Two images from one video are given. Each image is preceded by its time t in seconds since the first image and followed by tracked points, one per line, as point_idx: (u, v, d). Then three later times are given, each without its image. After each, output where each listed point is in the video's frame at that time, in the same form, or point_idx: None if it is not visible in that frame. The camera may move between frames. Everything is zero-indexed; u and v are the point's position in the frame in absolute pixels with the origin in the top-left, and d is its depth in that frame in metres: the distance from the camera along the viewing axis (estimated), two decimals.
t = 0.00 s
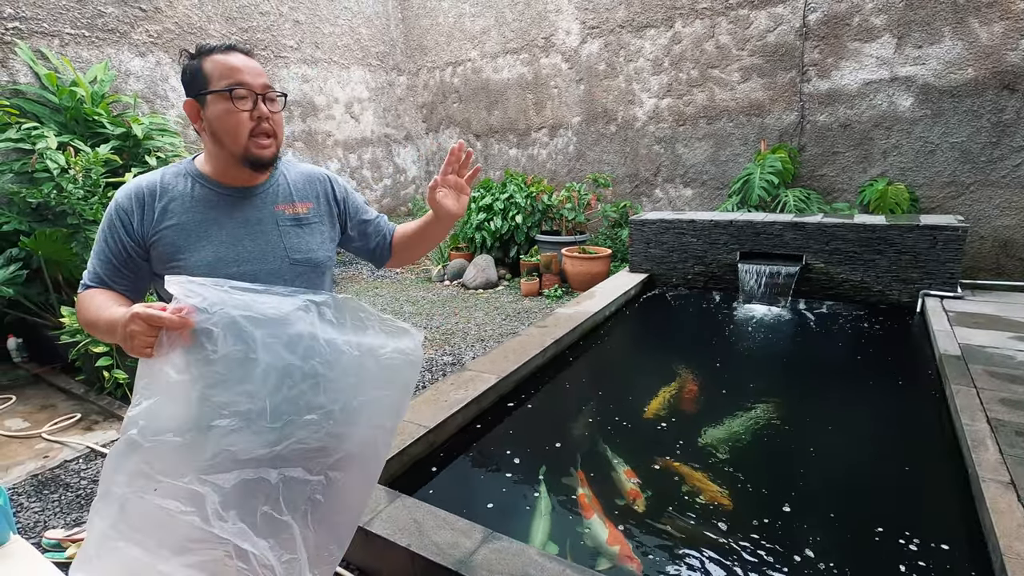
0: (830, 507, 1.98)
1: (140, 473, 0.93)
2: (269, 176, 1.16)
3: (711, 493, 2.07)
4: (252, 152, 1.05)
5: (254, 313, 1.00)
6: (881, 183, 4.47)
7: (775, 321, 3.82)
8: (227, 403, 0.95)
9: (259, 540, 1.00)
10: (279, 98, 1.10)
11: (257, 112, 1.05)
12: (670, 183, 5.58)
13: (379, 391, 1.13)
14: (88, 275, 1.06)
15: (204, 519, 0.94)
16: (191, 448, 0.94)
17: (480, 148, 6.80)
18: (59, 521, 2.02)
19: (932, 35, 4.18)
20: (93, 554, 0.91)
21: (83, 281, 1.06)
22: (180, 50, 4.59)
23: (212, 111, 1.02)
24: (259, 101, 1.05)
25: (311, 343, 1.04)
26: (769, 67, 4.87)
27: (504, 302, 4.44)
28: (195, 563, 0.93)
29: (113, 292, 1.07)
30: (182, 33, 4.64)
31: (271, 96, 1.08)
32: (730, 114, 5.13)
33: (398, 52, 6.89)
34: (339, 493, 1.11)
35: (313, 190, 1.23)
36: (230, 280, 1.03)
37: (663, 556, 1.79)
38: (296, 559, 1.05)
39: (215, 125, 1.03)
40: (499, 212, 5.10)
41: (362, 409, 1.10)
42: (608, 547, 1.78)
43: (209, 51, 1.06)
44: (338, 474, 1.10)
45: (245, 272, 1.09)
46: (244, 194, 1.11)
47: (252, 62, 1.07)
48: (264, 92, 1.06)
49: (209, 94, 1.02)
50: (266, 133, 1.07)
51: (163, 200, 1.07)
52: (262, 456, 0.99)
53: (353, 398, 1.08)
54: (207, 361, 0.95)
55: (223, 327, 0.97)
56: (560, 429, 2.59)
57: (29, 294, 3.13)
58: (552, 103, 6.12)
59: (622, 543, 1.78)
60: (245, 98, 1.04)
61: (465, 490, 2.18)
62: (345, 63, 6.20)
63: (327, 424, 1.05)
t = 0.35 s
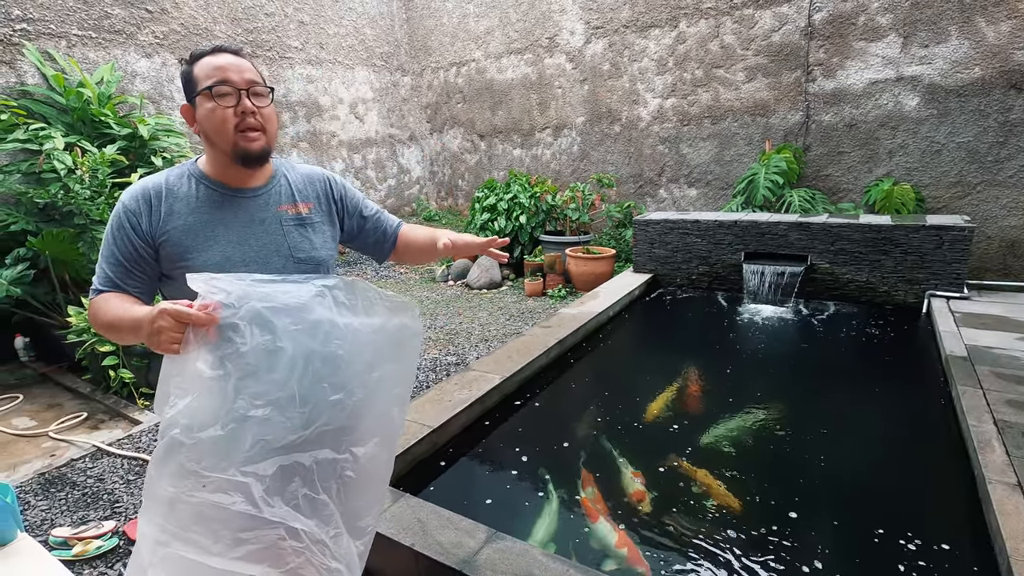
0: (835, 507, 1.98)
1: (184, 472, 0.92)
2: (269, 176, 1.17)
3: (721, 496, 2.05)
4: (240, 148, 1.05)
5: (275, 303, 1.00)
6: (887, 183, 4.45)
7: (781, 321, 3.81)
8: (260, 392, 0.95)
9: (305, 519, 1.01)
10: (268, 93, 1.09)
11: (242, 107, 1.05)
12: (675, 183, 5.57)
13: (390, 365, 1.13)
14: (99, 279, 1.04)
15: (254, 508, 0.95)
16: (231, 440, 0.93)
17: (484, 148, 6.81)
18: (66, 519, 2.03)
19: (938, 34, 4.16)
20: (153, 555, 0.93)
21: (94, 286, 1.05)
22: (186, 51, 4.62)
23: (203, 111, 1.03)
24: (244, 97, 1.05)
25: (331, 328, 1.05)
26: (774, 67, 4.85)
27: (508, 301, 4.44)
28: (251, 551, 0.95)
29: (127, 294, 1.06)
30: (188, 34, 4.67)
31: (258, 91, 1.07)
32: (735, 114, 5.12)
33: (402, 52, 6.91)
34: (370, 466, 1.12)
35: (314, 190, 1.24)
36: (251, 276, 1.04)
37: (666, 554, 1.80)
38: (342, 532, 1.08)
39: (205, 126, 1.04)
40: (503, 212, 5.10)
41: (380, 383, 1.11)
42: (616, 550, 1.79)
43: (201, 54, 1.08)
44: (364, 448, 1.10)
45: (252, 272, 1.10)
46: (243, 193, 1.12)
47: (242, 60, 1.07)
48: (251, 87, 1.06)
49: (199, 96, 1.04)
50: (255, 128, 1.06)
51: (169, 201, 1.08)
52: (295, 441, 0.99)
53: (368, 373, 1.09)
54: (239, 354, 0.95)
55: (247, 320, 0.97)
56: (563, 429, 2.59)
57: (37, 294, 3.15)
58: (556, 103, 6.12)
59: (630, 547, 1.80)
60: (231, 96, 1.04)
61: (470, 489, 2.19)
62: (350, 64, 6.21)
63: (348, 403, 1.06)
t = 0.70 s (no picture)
0: (837, 508, 1.98)
1: (177, 478, 0.93)
2: (267, 177, 1.16)
3: (727, 498, 2.05)
4: (232, 150, 1.04)
5: (270, 308, 1.01)
6: (886, 183, 4.45)
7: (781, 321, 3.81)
8: (255, 398, 0.96)
9: (299, 527, 1.01)
10: (260, 93, 1.08)
11: (233, 109, 1.03)
12: (675, 183, 5.56)
13: (386, 371, 1.12)
14: (99, 280, 1.04)
15: (247, 515, 0.95)
16: (223, 445, 0.94)
17: (483, 148, 6.82)
18: (65, 519, 2.03)
19: (938, 34, 4.16)
20: (143, 566, 0.92)
21: (94, 286, 1.05)
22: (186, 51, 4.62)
23: (196, 116, 1.03)
24: (235, 98, 1.04)
25: (324, 334, 1.05)
26: (774, 67, 4.85)
27: (508, 302, 4.44)
28: (245, 560, 0.95)
29: (126, 295, 1.05)
30: (187, 34, 4.67)
31: (249, 91, 1.06)
32: (734, 114, 5.12)
33: (402, 52, 6.91)
34: (366, 474, 1.10)
35: (312, 190, 1.23)
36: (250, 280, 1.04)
37: (667, 554, 1.80)
38: (339, 540, 1.06)
39: (198, 129, 1.04)
40: (503, 212, 5.10)
41: (374, 389, 1.10)
42: (621, 552, 1.77)
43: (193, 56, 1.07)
44: (359, 456, 1.09)
45: (250, 273, 1.10)
46: (241, 194, 1.12)
47: (232, 60, 1.06)
48: (241, 87, 1.05)
49: (192, 99, 1.03)
50: (247, 129, 1.05)
51: (168, 201, 1.07)
52: (289, 448, 0.99)
53: (361, 380, 1.08)
54: (234, 359, 0.96)
55: (243, 325, 0.98)
56: (564, 429, 2.59)
57: (36, 294, 3.15)
58: (556, 103, 6.12)
59: (635, 549, 1.78)
60: (222, 97, 1.03)
61: (469, 489, 2.19)
62: (350, 64, 6.22)
63: (342, 409, 1.06)
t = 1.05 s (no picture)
0: (841, 509, 1.98)
1: (162, 471, 0.93)
2: (266, 172, 1.15)
3: (736, 502, 2.02)
4: (225, 143, 1.04)
5: (258, 303, 1.01)
6: (894, 184, 4.42)
7: (785, 322, 3.79)
8: (243, 394, 0.97)
9: (285, 526, 1.01)
10: (251, 83, 1.07)
11: (223, 100, 1.03)
12: (680, 183, 5.55)
13: (386, 372, 1.11)
14: (105, 279, 1.09)
15: (230, 511, 0.95)
16: (210, 440, 0.95)
17: (489, 146, 6.82)
18: (71, 512, 2.04)
19: (948, 35, 4.12)
20: (126, 554, 0.93)
21: (101, 284, 1.10)
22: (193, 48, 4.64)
23: (188, 109, 1.03)
24: (224, 89, 1.04)
25: (319, 331, 1.05)
26: (781, 67, 4.83)
27: (512, 300, 4.44)
28: (229, 554, 0.96)
29: (130, 293, 1.10)
30: (195, 31, 4.68)
31: (239, 82, 1.05)
32: (741, 114, 5.10)
33: (408, 50, 6.91)
34: (359, 475, 1.10)
35: (312, 185, 1.19)
36: (240, 275, 1.04)
37: (672, 556, 1.79)
38: (325, 540, 1.06)
39: (192, 123, 1.05)
40: (508, 211, 5.10)
41: (372, 390, 1.10)
42: (627, 554, 1.76)
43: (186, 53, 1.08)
44: (354, 456, 1.09)
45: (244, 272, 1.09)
46: (238, 191, 1.11)
47: (224, 53, 1.06)
48: (230, 78, 1.04)
49: (184, 95, 1.04)
50: (237, 121, 1.05)
51: (167, 200, 1.08)
52: (280, 445, 0.99)
53: (362, 379, 1.08)
54: (220, 355, 0.97)
55: (231, 321, 0.98)
56: (567, 428, 2.59)
57: (44, 289, 3.17)
58: (562, 102, 6.11)
59: (643, 552, 1.76)
60: (211, 90, 1.03)
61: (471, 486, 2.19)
62: (356, 61, 6.22)
63: (338, 408, 1.06)
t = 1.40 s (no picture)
0: (843, 506, 1.97)
1: (141, 470, 0.93)
2: (267, 168, 1.14)
3: (742, 499, 2.01)
4: (221, 136, 1.04)
5: (246, 306, 1.00)
6: (895, 179, 4.41)
7: (785, 318, 3.79)
8: (227, 397, 0.97)
9: (263, 530, 1.00)
10: (249, 77, 1.07)
11: (219, 94, 1.03)
12: (681, 178, 5.53)
13: (375, 379, 1.12)
14: (104, 272, 1.10)
15: (208, 513, 0.95)
16: (191, 441, 0.94)
17: (489, 142, 6.80)
18: (72, 508, 2.04)
19: (950, 29, 4.10)
20: (101, 548, 0.93)
21: (100, 277, 1.10)
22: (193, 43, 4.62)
23: (185, 103, 1.03)
24: (222, 83, 1.04)
25: (307, 335, 1.04)
26: (782, 61, 4.81)
27: (512, 296, 4.43)
28: (205, 555, 0.94)
29: (127, 288, 1.10)
30: (194, 26, 4.67)
31: (236, 76, 1.05)
32: (742, 109, 5.08)
33: (408, 46, 6.89)
34: (342, 480, 1.11)
35: (315, 183, 1.19)
36: (231, 277, 1.03)
37: (675, 553, 1.79)
38: (303, 546, 1.05)
39: (188, 117, 1.04)
40: (508, 207, 5.09)
41: (361, 396, 1.10)
42: (631, 551, 1.75)
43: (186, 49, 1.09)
44: (338, 461, 1.10)
45: (240, 269, 1.08)
46: (237, 186, 1.10)
47: (222, 48, 1.06)
48: (227, 72, 1.04)
49: (182, 89, 1.04)
50: (233, 115, 1.04)
51: (166, 194, 1.08)
52: (263, 448, 0.99)
53: (351, 386, 1.08)
54: (204, 357, 0.97)
55: (217, 322, 0.98)
56: (568, 424, 2.59)
57: (44, 286, 3.16)
58: (562, 97, 6.10)
59: (645, 547, 1.75)
60: (209, 83, 1.03)
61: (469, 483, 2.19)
62: (355, 57, 6.21)
63: (325, 413, 1.06)
